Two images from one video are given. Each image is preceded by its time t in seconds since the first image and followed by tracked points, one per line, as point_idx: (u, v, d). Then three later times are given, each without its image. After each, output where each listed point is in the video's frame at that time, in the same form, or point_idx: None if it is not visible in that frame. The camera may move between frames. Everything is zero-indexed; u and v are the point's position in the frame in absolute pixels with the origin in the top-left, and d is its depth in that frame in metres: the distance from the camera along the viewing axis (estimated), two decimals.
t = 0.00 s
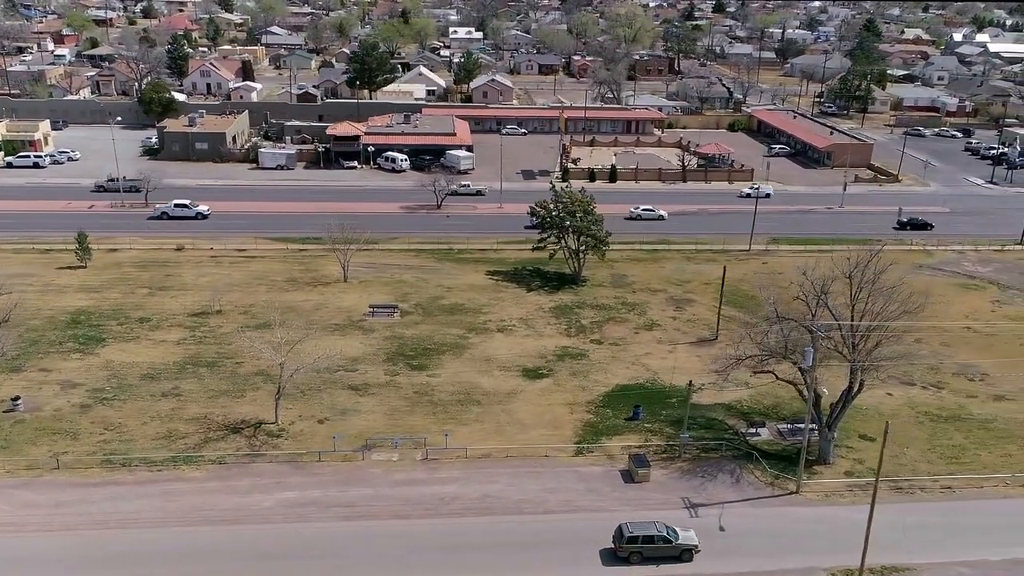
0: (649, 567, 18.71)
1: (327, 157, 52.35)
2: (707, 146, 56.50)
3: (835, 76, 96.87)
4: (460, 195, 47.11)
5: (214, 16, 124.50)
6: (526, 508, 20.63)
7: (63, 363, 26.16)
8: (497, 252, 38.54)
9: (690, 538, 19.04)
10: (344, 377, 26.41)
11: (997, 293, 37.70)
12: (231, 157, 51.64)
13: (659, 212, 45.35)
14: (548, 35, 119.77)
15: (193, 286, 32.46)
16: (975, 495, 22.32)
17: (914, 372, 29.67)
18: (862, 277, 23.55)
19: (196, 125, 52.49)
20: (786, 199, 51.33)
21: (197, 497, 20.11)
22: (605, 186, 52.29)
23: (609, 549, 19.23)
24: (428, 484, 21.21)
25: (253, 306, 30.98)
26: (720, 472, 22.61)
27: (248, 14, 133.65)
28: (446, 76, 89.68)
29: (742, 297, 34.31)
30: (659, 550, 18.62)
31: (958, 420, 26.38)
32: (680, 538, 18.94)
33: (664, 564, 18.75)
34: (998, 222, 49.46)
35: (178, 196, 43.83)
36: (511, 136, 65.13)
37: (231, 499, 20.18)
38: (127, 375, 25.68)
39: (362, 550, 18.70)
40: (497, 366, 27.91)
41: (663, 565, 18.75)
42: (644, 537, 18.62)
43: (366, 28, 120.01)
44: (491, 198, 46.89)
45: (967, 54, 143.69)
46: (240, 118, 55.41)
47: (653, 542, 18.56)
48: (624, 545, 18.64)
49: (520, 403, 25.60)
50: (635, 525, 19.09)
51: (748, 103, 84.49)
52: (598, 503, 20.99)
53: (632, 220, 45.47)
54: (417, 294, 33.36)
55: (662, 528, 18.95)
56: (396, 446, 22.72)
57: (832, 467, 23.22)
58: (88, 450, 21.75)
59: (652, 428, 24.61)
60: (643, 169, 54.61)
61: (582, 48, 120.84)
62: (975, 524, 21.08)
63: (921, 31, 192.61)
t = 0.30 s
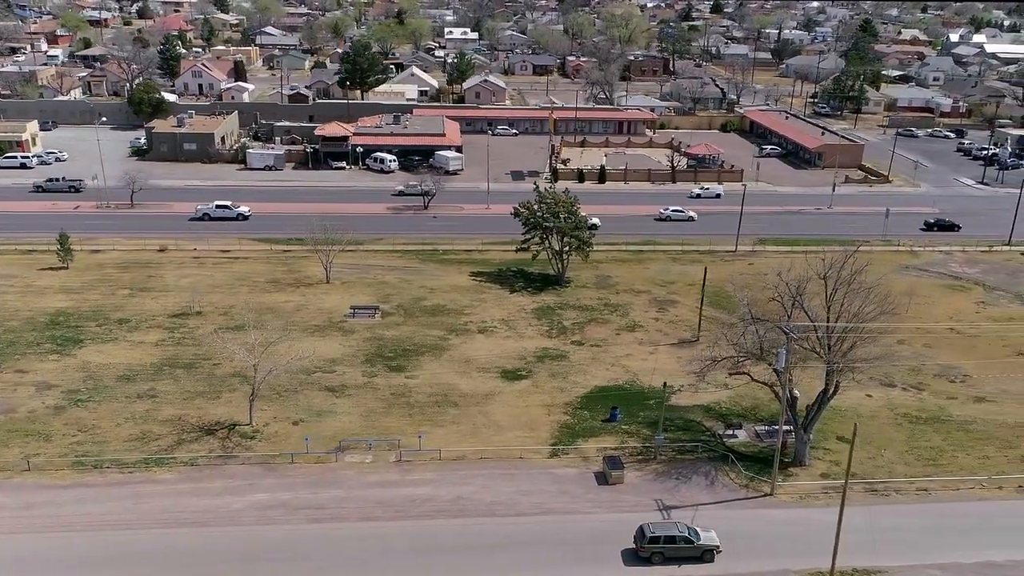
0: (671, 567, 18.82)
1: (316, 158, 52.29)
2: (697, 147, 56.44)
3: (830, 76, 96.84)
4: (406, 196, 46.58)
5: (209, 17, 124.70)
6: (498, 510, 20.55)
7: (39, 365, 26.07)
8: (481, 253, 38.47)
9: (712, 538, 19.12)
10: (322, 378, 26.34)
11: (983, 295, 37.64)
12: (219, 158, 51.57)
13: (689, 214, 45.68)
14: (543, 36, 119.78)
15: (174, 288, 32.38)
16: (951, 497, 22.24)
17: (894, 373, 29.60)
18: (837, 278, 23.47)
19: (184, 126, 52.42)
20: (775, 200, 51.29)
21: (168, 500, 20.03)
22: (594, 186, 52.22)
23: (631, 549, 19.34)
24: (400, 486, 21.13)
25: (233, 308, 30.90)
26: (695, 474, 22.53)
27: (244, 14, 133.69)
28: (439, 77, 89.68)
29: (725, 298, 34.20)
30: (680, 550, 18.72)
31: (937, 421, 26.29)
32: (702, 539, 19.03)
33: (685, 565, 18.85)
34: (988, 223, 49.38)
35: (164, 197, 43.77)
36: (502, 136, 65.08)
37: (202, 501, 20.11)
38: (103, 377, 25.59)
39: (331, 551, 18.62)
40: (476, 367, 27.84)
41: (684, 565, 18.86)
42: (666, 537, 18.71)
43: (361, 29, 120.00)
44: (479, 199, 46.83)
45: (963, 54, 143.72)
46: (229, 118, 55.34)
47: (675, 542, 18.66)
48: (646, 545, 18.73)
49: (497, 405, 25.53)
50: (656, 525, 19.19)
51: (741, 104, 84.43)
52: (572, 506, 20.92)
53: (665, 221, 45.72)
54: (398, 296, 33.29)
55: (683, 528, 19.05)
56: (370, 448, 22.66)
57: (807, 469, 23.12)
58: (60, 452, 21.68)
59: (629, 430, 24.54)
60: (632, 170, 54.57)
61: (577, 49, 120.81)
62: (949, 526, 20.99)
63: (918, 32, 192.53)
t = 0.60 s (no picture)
0: (692, 567, 18.84)
1: (304, 158, 52.21)
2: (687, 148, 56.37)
3: (824, 77, 96.76)
4: (352, 196, 45.82)
5: (205, 18, 124.79)
6: (469, 512, 20.46)
7: (16, 366, 25.97)
8: (466, 254, 38.39)
9: (732, 539, 19.16)
10: (299, 380, 26.27)
11: (968, 296, 37.56)
12: (207, 159, 51.50)
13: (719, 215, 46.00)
14: (539, 36, 119.74)
15: (156, 288, 32.30)
16: (926, 499, 22.17)
17: (875, 375, 29.51)
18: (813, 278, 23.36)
19: (173, 126, 52.35)
20: (763, 200, 51.25)
21: (138, 503, 19.95)
22: (583, 187, 52.13)
23: (651, 550, 19.41)
24: (372, 489, 21.07)
25: (213, 309, 30.83)
26: (670, 476, 22.46)
27: (239, 14, 133.59)
28: (433, 77, 89.64)
29: (707, 299, 34.12)
30: (702, 551, 18.74)
31: (916, 423, 26.21)
32: (723, 539, 19.06)
33: (706, 565, 18.91)
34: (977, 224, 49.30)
35: (151, 198, 43.71)
36: (493, 137, 65.01)
37: (173, 503, 20.05)
38: (79, 378, 25.51)
39: (300, 555, 18.51)
40: (455, 368, 27.76)
41: (704, 566, 18.89)
42: (688, 538, 18.74)
43: (357, 30, 119.96)
44: (467, 200, 46.73)
45: (959, 55, 143.68)
46: (218, 119, 55.27)
47: (697, 543, 18.68)
48: (667, 545, 18.77)
49: (474, 406, 25.45)
50: (677, 526, 19.22)
51: (734, 104, 84.34)
52: (544, 508, 20.85)
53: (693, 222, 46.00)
54: (380, 297, 33.21)
55: (704, 529, 19.07)
56: (343, 450, 22.61)
57: (783, 471, 23.03)
58: (31, 454, 21.59)
59: (606, 432, 24.46)
60: (621, 171, 54.50)
61: (572, 49, 120.71)
62: (922, 529, 20.89)
63: (915, 32, 192.41)
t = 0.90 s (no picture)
0: (712, 567, 18.99)
1: (293, 159, 52.12)
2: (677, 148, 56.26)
3: (819, 77, 96.59)
4: (298, 196, 45.39)
5: (200, 18, 124.76)
6: (441, 514, 20.39)
7: None
8: (451, 255, 38.31)
9: (752, 540, 19.39)
10: (276, 381, 26.19)
11: (954, 297, 37.47)
12: (195, 160, 51.40)
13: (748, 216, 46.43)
14: (534, 37, 119.57)
15: (137, 290, 32.21)
16: (901, 501, 22.13)
17: (856, 376, 29.43)
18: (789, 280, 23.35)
19: (162, 127, 52.25)
20: (752, 201, 51.18)
21: (107, 505, 19.85)
22: (572, 188, 52.02)
23: (672, 550, 19.52)
24: (344, 490, 21.01)
25: (194, 310, 30.75)
26: (644, 478, 22.39)
27: (235, 14, 133.40)
28: (426, 78, 89.51)
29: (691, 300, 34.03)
30: (723, 551, 18.91)
31: (896, 425, 26.14)
32: (743, 540, 19.29)
33: (727, 565, 19.05)
34: (966, 225, 49.23)
35: (137, 199, 43.61)
36: (484, 138, 64.93)
37: (141, 505, 19.95)
38: (55, 379, 25.41)
39: (267, 558, 18.44)
40: (433, 370, 27.67)
41: (725, 566, 19.04)
42: (709, 537, 18.93)
43: (352, 30, 119.75)
44: (454, 201, 46.61)
45: (955, 56, 143.62)
46: (207, 120, 55.18)
47: (718, 543, 18.87)
48: (688, 546, 18.89)
49: (451, 408, 25.37)
50: (697, 526, 19.41)
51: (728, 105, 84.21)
52: (517, 510, 20.76)
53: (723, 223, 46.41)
54: (363, 297, 33.11)
55: (725, 530, 19.27)
56: (317, 451, 22.55)
57: (759, 473, 22.95)
58: (3, 455, 21.50)
59: (582, 434, 24.39)
60: (611, 171, 54.40)
61: (568, 49, 120.50)
62: (896, 531, 20.83)
63: (912, 33, 192.39)
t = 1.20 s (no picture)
0: (732, 567, 19.04)
1: (281, 159, 52.06)
2: (667, 149, 56.22)
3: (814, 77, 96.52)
4: (242, 196, 44.98)
5: (196, 18, 124.84)
6: (411, 516, 20.33)
7: None
8: (436, 256, 38.25)
9: (772, 540, 19.53)
10: (253, 382, 26.13)
11: (939, 298, 37.42)
12: (183, 160, 51.30)
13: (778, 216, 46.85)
14: (530, 37, 119.51)
15: (118, 291, 32.14)
16: (876, 503, 22.06)
17: (837, 377, 29.36)
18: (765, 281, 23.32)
19: (150, 127, 52.21)
20: (741, 202, 51.12)
21: (76, 506, 19.77)
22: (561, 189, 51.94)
23: (691, 550, 19.56)
24: (315, 492, 20.95)
25: (174, 311, 30.67)
26: (618, 480, 22.33)
27: (231, 15, 133.37)
28: (420, 78, 89.46)
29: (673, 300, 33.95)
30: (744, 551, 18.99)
31: (874, 426, 26.07)
32: (763, 540, 19.50)
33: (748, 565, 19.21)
34: (954, 225, 49.19)
35: (123, 199, 43.53)
36: (475, 138, 64.89)
37: (109, 507, 19.86)
38: (30, 381, 25.33)
39: (233, 560, 18.36)
40: (411, 371, 27.61)
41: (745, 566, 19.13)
42: (730, 537, 18.97)
43: (347, 30, 119.69)
44: (442, 202, 46.54)
45: (951, 56, 143.54)
46: (196, 121, 55.11)
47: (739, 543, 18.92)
48: (709, 546, 18.91)
49: (427, 409, 25.31)
50: (717, 526, 19.42)
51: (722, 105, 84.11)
52: (487, 511, 20.68)
53: (752, 224, 46.87)
54: (345, 298, 33.03)
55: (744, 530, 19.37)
56: (290, 452, 22.49)
57: (733, 475, 22.88)
58: None
59: (558, 435, 24.30)
60: (600, 172, 54.33)
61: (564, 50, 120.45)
62: (870, 533, 20.74)
63: (910, 33, 192.33)
